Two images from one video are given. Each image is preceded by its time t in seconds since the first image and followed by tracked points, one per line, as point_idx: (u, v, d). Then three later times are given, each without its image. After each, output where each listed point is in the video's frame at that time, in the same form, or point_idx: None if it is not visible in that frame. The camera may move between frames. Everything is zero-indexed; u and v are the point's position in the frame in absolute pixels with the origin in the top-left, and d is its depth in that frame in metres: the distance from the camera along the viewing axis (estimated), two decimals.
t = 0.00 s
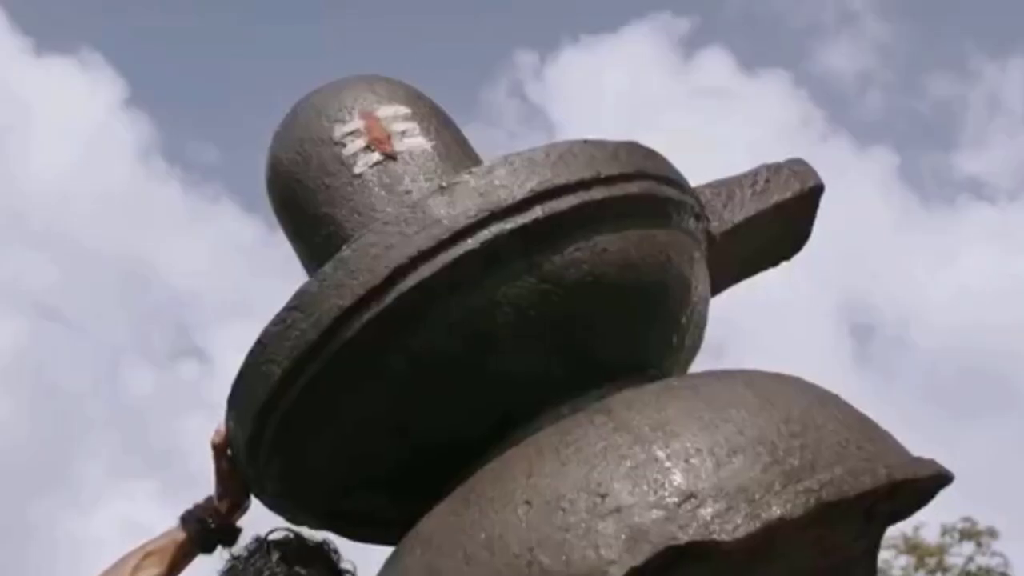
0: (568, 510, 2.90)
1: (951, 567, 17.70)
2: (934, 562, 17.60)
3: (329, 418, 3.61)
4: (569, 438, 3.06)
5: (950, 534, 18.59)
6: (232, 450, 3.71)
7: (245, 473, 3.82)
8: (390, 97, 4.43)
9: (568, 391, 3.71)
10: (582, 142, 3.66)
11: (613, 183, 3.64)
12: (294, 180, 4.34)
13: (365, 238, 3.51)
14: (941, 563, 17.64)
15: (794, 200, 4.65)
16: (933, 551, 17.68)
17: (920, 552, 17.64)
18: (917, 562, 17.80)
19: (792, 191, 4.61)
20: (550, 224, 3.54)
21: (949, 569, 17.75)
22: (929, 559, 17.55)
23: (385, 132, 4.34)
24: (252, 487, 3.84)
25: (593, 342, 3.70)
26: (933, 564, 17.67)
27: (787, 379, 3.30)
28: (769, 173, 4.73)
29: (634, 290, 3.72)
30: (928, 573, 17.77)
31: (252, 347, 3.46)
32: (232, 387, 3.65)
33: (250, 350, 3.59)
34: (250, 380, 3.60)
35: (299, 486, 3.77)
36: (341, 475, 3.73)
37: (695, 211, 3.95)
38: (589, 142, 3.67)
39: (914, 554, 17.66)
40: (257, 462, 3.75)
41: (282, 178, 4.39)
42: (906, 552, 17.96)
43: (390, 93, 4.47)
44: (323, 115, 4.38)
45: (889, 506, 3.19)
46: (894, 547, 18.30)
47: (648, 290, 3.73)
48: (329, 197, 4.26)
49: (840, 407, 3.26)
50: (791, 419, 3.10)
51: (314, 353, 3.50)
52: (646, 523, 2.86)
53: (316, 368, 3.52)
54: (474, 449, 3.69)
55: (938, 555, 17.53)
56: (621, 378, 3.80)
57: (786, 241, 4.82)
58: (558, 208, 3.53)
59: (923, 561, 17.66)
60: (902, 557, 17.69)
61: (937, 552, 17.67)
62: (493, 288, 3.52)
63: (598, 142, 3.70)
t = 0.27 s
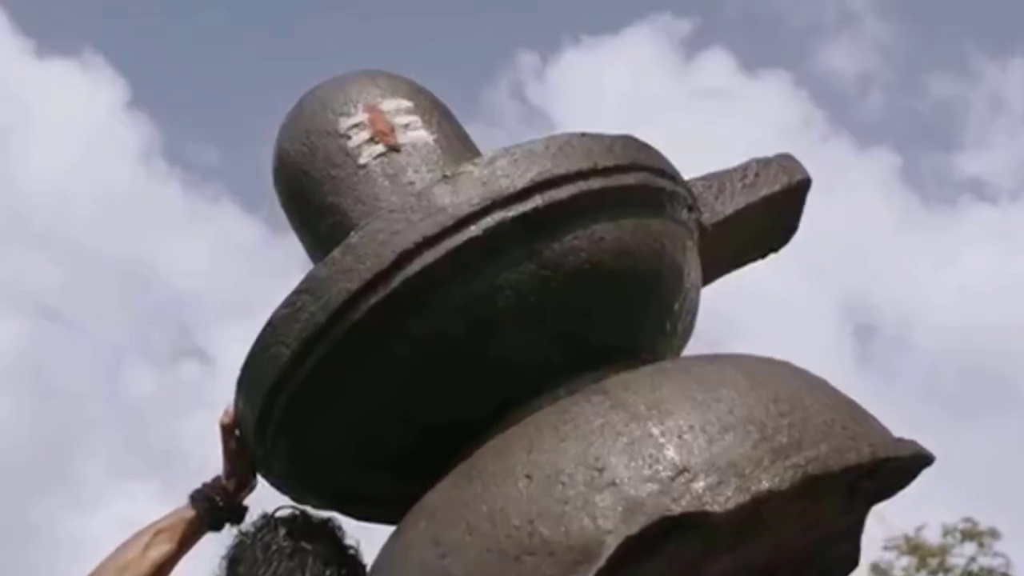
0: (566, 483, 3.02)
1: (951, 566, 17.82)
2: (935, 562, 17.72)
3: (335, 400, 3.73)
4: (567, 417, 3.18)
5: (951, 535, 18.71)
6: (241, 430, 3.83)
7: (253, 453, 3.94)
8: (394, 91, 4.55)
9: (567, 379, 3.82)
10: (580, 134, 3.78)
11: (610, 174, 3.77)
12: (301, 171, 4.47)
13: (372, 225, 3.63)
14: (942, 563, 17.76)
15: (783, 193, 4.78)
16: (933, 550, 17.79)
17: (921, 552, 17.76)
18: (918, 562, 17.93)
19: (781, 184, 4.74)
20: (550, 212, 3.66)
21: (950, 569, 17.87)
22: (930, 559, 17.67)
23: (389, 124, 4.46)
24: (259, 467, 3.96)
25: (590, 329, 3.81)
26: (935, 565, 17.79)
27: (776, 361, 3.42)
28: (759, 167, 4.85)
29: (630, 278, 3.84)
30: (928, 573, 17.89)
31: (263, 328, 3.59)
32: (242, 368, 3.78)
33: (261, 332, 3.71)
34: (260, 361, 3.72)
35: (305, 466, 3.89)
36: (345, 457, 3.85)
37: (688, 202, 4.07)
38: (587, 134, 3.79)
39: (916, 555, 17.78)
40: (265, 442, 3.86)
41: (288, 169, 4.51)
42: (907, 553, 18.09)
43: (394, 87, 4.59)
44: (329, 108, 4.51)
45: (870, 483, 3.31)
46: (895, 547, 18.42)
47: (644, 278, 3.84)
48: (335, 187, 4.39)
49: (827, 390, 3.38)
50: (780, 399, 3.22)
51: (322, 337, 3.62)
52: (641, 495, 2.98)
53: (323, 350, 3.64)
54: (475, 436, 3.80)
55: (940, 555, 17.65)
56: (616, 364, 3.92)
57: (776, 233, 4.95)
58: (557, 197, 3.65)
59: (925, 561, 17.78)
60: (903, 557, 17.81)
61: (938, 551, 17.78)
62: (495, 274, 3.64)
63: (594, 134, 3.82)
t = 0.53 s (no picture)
0: (567, 461, 3.12)
1: (952, 565, 17.91)
2: (936, 561, 17.80)
3: (341, 384, 3.83)
4: (568, 398, 3.28)
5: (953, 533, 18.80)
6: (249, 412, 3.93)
7: (260, 435, 4.04)
8: (398, 86, 4.65)
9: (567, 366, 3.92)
10: (579, 127, 3.87)
11: (609, 165, 3.86)
12: (307, 162, 4.57)
13: (379, 213, 3.73)
14: (943, 561, 17.85)
15: (775, 187, 4.87)
16: (936, 549, 17.89)
17: (923, 551, 17.85)
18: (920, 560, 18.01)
19: (774, 177, 4.84)
20: (550, 202, 3.75)
21: (952, 568, 17.95)
22: (932, 557, 17.76)
23: (393, 117, 4.56)
24: (266, 449, 4.06)
25: (590, 317, 3.91)
26: (936, 563, 17.88)
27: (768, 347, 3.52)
28: (751, 161, 4.95)
29: (627, 267, 3.93)
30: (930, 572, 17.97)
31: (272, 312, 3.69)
32: (251, 351, 3.87)
33: (270, 316, 3.81)
34: (269, 344, 3.82)
35: (310, 448, 3.98)
36: (350, 440, 3.95)
37: (683, 194, 4.16)
38: (586, 127, 3.88)
39: (918, 553, 17.86)
40: (272, 424, 3.96)
41: (295, 161, 4.61)
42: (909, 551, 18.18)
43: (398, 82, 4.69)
44: (335, 102, 4.60)
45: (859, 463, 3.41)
46: (897, 546, 18.51)
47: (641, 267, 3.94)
48: (341, 178, 4.49)
49: (817, 374, 3.48)
50: (772, 381, 3.31)
51: (329, 321, 3.72)
52: (638, 472, 3.07)
53: (330, 335, 3.74)
54: (476, 422, 3.89)
55: (942, 554, 17.74)
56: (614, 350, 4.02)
57: (769, 227, 5.04)
58: (558, 187, 3.75)
59: (927, 560, 17.86)
60: (905, 556, 17.90)
61: (940, 550, 17.88)
62: (497, 262, 3.74)
63: (593, 127, 3.92)
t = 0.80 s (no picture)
0: (568, 438, 3.24)
1: (955, 562, 18.01)
2: (940, 558, 17.89)
3: (350, 367, 3.94)
4: (569, 378, 3.40)
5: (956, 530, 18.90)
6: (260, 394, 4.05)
7: (270, 417, 4.15)
8: (403, 80, 4.76)
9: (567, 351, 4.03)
10: (580, 119, 3.99)
11: (608, 156, 3.98)
12: (315, 154, 4.69)
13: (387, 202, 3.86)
14: (947, 559, 17.94)
15: (768, 179, 4.99)
16: (939, 547, 18.00)
17: (927, 549, 17.94)
18: (923, 558, 18.12)
19: (767, 170, 4.95)
20: (552, 190, 3.87)
21: (955, 565, 18.05)
22: (936, 555, 17.85)
23: (399, 110, 4.68)
24: (275, 431, 4.17)
25: (590, 302, 4.03)
26: (940, 560, 17.97)
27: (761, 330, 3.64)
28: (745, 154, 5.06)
29: (626, 254, 4.05)
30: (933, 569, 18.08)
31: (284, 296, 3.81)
32: (262, 334, 3.99)
33: (281, 301, 3.93)
34: (280, 327, 3.93)
35: (319, 430, 4.10)
36: (358, 422, 4.06)
37: (679, 185, 4.28)
38: (586, 119, 4.00)
39: (922, 552, 17.95)
40: (282, 406, 4.08)
41: (303, 153, 4.73)
42: (913, 548, 18.28)
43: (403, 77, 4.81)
44: (342, 95, 4.72)
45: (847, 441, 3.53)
46: (901, 544, 18.60)
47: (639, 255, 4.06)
48: (348, 169, 4.61)
49: (808, 357, 3.60)
50: (765, 363, 3.43)
51: (339, 305, 3.84)
52: (637, 447, 3.19)
53: (340, 318, 3.85)
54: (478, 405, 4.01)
55: (946, 552, 17.83)
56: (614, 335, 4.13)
57: (763, 219, 5.16)
58: (560, 176, 3.87)
59: (930, 557, 17.96)
60: (909, 554, 17.99)
61: (944, 548, 17.99)
62: (501, 249, 3.86)
63: (593, 119, 4.04)
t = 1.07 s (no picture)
0: (572, 419, 3.34)
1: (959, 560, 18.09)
2: (944, 557, 17.97)
3: (358, 352, 4.04)
4: (572, 362, 3.50)
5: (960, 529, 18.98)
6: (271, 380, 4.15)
7: (280, 403, 4.25)
8: (409, 76, 4.87)
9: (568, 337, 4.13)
10: (581, 114, 4.09)
11: (609, 149, 4.08)
12: (323, 148, 4.79)
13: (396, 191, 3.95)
14: (951, 557, 18.03)
15: (763, 174, 5.09)
16: (944, 546, 18.08)
17: (932, 547, 18.02)
18: (928, 556, 18.20)
19: (761, 164, 5.05)
20: (555, 182, 3.97)
21: (959, 563, 18.13)
22: (940, 553, 17.93)
23: (405, 105, 4.78)
24: (285, 416, 4.27)
25: (591, 290, 4.13)
26: (945, 559, 18.05)
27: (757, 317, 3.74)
28: (740, 150, 5.16)
29: (627, 243, 4.15)
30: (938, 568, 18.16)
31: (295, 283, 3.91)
32: (273, 320, 4.09)
33: (292, 288, 4.03)
34: (291, 314, 4.03)
35: (328, 415, 4.20)
36: (366, 407, 4.16)
37: (677, 177, 4.38)
38: (587, 113, 4.10)
39: (926, 550, 18.03)
40: (292, 392, 4.18)
41: (311, 147, 4.83)
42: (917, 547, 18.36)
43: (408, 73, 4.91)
44: (349, 91, 4.83)
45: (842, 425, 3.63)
46: (905, 543, 18.69)
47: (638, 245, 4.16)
48: (355, 162, 4.71)
49: (803, 343, 3.70)
50: (761, 347, 3.53)
51: (348, 293, 3.94)
52: (638, 428, 3.29)
53: (349, 305, 3.95)
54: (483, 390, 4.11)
55: (950, 550, 17.91)
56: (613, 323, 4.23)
57: (758, 212, 5.26)
58: (562, 168, 3.97)
59: (934, 556, 18.04)
60: (913, 553, 18.07)
61: (949, 547, 18.07)
62: (505, 238, 3.96)
63: (593, 113, 4.14)
